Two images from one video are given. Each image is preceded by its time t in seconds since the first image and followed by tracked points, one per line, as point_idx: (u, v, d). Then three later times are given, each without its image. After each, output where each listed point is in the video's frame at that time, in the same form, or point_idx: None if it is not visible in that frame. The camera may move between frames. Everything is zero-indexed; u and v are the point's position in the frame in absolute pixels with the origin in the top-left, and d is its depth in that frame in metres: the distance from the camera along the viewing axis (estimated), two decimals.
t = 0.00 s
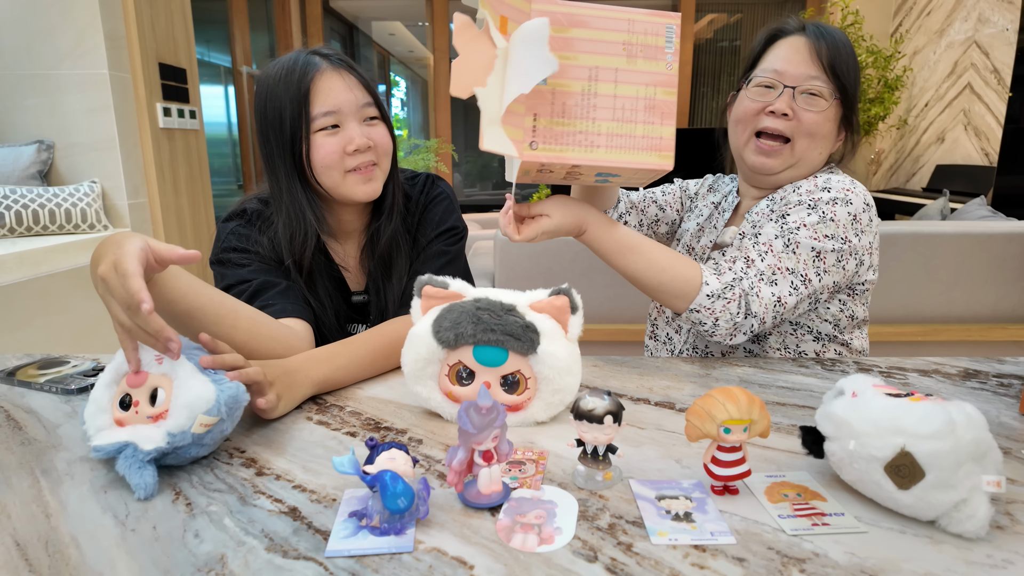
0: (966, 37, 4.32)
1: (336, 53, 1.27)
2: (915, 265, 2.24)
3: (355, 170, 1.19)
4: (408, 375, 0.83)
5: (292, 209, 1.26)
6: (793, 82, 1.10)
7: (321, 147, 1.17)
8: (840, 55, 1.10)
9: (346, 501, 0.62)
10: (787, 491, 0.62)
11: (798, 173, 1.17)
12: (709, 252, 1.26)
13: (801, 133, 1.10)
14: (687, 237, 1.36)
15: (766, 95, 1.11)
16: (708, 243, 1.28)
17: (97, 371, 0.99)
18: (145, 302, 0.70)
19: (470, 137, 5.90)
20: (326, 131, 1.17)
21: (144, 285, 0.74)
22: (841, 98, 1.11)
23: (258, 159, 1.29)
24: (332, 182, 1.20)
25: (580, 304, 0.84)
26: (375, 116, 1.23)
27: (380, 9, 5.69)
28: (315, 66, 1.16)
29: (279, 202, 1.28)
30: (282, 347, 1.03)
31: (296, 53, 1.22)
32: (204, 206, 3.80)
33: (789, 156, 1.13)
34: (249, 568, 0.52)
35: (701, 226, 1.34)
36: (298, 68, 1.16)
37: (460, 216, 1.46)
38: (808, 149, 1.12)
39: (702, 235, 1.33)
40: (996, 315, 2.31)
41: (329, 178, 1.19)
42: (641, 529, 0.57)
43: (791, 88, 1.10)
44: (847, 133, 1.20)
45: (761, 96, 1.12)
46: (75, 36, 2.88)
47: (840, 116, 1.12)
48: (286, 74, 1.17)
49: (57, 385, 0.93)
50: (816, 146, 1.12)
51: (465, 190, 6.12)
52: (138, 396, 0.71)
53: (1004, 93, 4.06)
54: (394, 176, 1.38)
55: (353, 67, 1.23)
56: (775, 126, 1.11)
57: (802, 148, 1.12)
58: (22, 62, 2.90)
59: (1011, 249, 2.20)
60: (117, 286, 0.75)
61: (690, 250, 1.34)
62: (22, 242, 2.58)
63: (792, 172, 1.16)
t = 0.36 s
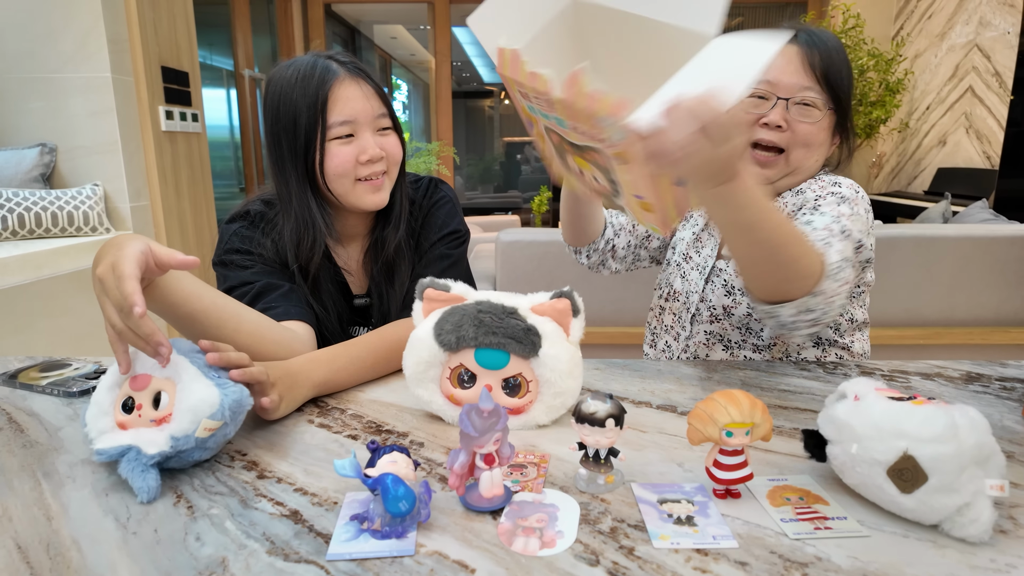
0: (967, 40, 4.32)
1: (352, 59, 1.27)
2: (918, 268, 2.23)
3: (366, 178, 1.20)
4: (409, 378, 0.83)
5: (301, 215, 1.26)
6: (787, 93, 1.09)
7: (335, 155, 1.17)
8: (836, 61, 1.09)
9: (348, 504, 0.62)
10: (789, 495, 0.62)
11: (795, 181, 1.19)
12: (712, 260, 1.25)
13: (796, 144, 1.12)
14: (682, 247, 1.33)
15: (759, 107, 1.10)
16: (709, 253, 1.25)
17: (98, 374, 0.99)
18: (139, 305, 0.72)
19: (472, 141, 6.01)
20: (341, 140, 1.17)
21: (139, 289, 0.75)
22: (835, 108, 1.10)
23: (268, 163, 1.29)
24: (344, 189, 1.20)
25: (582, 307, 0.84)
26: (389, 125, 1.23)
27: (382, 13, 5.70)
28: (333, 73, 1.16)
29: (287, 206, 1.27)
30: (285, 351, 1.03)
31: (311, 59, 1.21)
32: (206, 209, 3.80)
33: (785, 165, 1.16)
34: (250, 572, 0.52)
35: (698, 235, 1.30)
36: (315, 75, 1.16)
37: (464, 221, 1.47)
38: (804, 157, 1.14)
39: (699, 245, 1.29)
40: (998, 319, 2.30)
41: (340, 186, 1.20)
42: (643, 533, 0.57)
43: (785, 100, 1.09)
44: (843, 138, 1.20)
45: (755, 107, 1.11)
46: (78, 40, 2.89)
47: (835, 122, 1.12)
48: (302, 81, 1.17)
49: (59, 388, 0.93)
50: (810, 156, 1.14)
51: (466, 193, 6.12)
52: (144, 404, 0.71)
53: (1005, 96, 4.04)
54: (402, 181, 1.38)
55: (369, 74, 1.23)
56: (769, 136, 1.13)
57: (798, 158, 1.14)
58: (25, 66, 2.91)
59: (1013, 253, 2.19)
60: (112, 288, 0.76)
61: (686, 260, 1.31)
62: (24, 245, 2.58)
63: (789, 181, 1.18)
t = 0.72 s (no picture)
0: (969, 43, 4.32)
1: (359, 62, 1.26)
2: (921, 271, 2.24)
3: (372, 182, 1.20)
4: (410, 379, 0.83)
5: (307, 217, 1.25)
6: (765, 120, 1.12)
7: (342, 160, 1.17)
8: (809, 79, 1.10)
9: (349, 505, 0.62)
10: (792, 497, 0.62)
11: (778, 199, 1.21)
12: (707, 275, 1.27)
13: (782, 165, 1.14)
14: (669, 267, 1.37)
15: (740, 136, 1.13)
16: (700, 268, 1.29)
17: (100, 376, 0.99)
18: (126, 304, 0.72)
19: (474, 143, 6.04)
20: (348, 144, 1.17)
21: (128, 288, 0.75)
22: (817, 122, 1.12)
23: (274, 163, 1.28)
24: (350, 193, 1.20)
25: (583, 308, 0.83)
26: (395, 130, 1.23)
27: (383, 15, 5.69)
28: (342, 77, 1.16)
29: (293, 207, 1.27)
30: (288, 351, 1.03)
31: (319, 62, 1.21)
32: (208, 210, 3.80)
33: (773, 184, 1.17)
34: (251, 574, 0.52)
35: (685, 252, 1.35)
36: (324, 79, 1.16)
37: (467, 223, 1.48)
38: (790, 176, 1.16)
39: (687, 262, 1.34)
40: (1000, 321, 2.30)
41: (346, 190, 1.19)
42: (645, 535, 0.56)
43: (764, 127, 1.11)
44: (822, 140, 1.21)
45: (735, 137, 1.14)
46: (80, 41, 2.89)
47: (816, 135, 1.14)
48: (311, 84, 1.16)
49: (60, 389, 0.93)
50: (797, 173, 1.16)
51: (468, 196, 6.10)
52: (146, 407, 0.71)
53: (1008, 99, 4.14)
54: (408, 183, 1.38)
55: (376, 78, 1.23)
56: (753, 161, 1.15)
57: (784, 177, 1.16)
58: (27, 68, 2.92)
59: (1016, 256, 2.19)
60: (104, 285, 0.76)
61: (675, 277, 1.34)
62: (25, 247, 2.58)
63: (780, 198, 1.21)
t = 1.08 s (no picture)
0: (972, 44, 4.28)
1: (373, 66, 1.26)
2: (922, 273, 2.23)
3: (382, 187, 1.20)
4: (412, 381, 0.83)
5: (316, 219, 1.25)
6: (741, 122, 1.10)
7: (352, 163, 1.17)
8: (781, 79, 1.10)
9: (350, 507, 0.62)
10: (795, 499, 0.61)
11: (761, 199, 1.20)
12: (697, 281, 1.27)
13: (761, 166, 1.14)
14: (659, 277, 1.36)
15: (716, 141, 1.12)
16: (691, 274, 1.28)
17: (101, 377, 0.99)
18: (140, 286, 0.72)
19: (475, 145, 6.05)
20: (359, 148, 1.17)
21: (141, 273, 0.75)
22: (789, 121, 1.12)
23: (285, 164, 1.28)
24: (359, 196, 1.20)
25: (586, 309, 0.83)
26: (406, 136, 1.23)
27: (386, 17, 5.69)
28: (356, 81, 1.16)
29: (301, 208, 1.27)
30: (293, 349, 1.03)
31: (334, 64, 1.21)
32: (210, 212, 3.81)
33: (754, 186, 1.17)
34: None
35: (674, 260, 1.34)
36: (338, 82, 1.16)
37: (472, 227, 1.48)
38: (770, 177, 1.15)
39: (677, 270, 1.33)
40: (1003, 323, 2.29)
41: (354, 194, 1.19)
42: (647, 538, 0.56)
43: (740, 130, 1.11)
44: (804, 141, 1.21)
45: (711, 143, 1.13)
46: (83, 44, 2.90)
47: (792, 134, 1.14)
48: (325, 86, 1.16)
49: (61, 390, 0.93)
50: (776, 173, 1.16)
51: (469, 197, 6.11)
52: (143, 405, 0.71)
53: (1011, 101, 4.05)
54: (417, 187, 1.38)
55: (389, 83, 1.23)
56: (732, 166, 1.14)
57: (765, 179, 1.15)
58: (31, 70, 2.93)
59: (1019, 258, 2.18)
60: (117, 268, 0.77)
61: (666, 287, 1.33)
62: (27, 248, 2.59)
63: (762, 198, 1.20)
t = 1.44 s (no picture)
0: (974, 44, 4.27)
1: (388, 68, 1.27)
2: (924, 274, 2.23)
3: (392, 188, 1.19)
4: (413, 381, 0.83)
5: (325, 218, 1.25)
6: (716, 124, 1.11)
7: (364, 163, 1.16)
8: (752, 81, 1.12)
9: (352, 508, 0.62)
10: (798, 500, 0.61)
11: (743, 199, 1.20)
12: (685, 283, 1.27)
13: (740, 166, 1.13)
14: (649, 280, 1.37)
15: (693, 144, 1.13)
16: (680, 276, 1.29)
17: (103, 377, 0.99)
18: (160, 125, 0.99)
19: (477, 145, 6.04)
20: (372, 150, 1.17)
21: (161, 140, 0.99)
22: (764, 119, 1.12)
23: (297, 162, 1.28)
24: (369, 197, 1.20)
25: (588, 310, 0.83)
26: (419, 139, 1.22)
27: (388, 18, 5.70)
28: (371, 82, 1.16)
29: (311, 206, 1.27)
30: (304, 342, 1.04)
31: (350, 65, 1.21)
32: (211, 212, 3.80)
33: (734, 187, 1.16)
34: None
35: (663, 262, 1.35)
36: (353, 82, 1.16)
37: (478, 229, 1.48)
38: (749, 176, 1.15)
39: (666, 272, 1.33)
40: (1006, 323, 2.28)
41: (365, 194, 1.19)
42: (649, 539, 0.56)
43: (717, 130, 1.11)
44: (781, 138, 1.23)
45: (689, 146, 1.13)
46: (86, 45, 2.92)
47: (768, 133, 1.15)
48: (340, 86, 1.16)
49: (63, 389, 0.93)
50: (755, 171, 1.16)
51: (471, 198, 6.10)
52: (102, 151, 0.95)
53: (1013, 101, 4.00)
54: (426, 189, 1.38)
55: (404, 85, 1.23)
56: (711, 167, 1.13)
57: (744, 178, 1.15)
58: (35, 70, 2.93)
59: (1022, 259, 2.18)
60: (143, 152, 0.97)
61: (656, 289, 1.33)
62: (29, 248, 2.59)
63: (743, 197, 1.20)
